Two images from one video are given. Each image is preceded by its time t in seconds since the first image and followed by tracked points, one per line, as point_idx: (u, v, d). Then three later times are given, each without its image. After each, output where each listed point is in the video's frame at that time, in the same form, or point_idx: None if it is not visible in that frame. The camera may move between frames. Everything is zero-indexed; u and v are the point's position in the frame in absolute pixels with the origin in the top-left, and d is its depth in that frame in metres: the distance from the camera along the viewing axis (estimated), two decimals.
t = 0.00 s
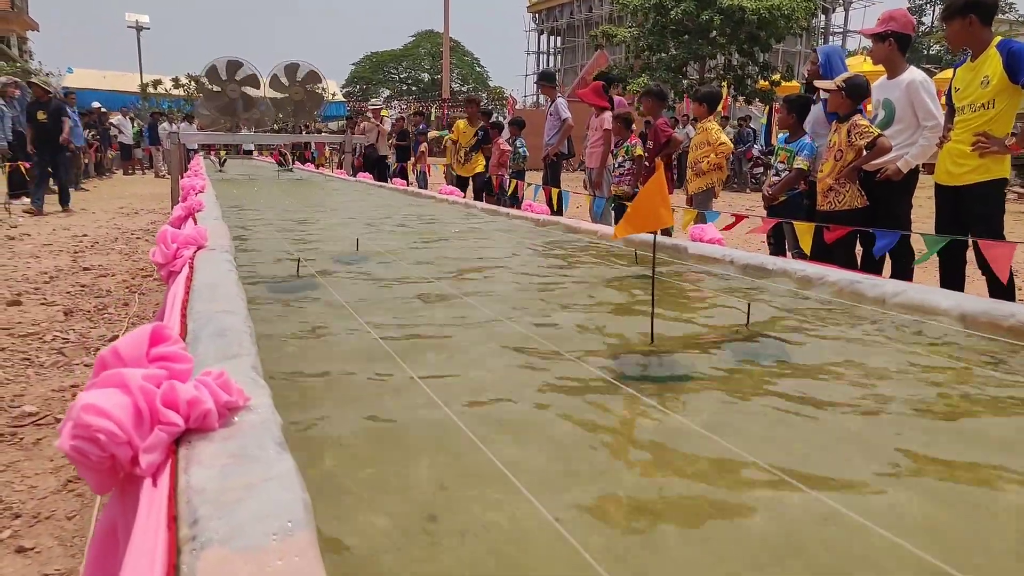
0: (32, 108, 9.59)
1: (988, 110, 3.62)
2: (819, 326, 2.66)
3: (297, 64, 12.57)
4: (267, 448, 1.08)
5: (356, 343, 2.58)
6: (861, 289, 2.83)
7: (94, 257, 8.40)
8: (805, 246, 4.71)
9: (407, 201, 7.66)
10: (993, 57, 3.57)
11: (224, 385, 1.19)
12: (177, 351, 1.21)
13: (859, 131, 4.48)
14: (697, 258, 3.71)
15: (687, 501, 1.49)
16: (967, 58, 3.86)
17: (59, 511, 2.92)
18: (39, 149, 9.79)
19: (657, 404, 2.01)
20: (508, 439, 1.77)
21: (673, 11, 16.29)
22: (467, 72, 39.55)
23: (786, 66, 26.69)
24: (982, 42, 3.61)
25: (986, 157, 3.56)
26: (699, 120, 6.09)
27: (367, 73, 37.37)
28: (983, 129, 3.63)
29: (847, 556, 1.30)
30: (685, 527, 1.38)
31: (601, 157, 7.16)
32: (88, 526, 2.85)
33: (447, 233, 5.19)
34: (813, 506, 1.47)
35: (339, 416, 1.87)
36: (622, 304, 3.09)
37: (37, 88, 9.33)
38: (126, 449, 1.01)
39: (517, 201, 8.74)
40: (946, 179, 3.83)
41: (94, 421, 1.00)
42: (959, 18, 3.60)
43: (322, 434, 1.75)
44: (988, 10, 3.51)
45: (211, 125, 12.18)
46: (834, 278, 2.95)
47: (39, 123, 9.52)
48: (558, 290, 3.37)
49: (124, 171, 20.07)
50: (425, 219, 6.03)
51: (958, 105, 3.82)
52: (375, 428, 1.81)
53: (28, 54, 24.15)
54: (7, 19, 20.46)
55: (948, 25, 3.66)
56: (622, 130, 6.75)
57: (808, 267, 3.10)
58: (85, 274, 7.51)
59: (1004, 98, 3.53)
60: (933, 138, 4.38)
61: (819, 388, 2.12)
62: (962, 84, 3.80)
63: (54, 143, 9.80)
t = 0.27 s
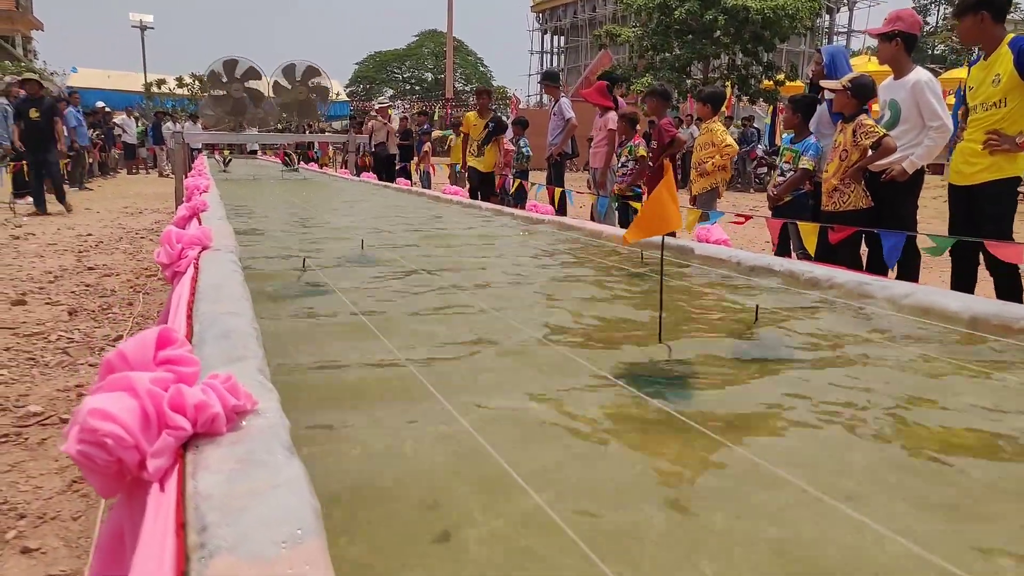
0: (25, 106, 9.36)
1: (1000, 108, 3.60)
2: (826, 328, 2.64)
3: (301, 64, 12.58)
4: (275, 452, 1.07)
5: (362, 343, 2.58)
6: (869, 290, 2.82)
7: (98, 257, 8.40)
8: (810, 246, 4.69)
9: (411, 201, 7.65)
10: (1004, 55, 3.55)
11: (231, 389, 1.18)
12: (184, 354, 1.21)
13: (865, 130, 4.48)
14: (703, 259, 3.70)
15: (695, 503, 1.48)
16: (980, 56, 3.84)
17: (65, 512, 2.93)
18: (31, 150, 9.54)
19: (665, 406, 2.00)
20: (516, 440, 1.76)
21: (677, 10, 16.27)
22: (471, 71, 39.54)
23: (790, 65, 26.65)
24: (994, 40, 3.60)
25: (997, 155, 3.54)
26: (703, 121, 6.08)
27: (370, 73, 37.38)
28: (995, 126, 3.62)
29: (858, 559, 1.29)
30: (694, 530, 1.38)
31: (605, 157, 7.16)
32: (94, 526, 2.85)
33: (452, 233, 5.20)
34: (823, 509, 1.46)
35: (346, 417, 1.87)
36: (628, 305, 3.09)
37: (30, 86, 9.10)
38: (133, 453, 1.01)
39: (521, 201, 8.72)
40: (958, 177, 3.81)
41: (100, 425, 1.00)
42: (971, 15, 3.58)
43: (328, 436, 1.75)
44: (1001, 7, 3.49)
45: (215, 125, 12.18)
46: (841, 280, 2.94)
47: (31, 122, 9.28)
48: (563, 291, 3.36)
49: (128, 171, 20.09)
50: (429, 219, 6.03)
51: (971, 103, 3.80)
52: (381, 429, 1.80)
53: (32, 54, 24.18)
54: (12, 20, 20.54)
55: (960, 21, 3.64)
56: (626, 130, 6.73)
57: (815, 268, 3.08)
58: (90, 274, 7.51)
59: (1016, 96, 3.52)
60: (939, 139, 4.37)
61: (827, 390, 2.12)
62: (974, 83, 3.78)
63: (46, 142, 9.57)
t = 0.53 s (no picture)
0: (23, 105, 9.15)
1: (1017, 107, 3.58)
2: (841, 332, 2.64)
3: (306, 63, 12.58)
4: (299, 460, 1.07)
5: (375, 346, 2.58)
6: (883, 293, 2.81)
7: (104, 257, 8.40)
8: (819, 247, 4.68)
9: (417, 202, 7.66)
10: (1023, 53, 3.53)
11: (253, 395, 1.18)
12: (204, 361, 1.21)
13: (873, 131, 4.47)
14: (713, 260, 3.69)
15: (719, 511, 1.48)
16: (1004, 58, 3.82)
17: (76, 514, 2.94)
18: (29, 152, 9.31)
19: (682, 411, 2.00)
20: (535, 446, 1.76)
21: (682, 10, 16.24)
22: (474, 71, 39.54)
23: (794, 65, 26.63)
24: (1014, 38, 3.58)
25: (1011, 153, 3.51)
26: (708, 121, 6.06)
27: (373, 73, 37.38)
28: (1011, 125, 3.59)
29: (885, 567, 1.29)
30: (719, 538, 1.38)
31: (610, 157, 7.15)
32: (106, 527, 2.86)
33: (459, 234, 5.20)
34: (846, 517, 1.46)
35: (364, 421, 1.87)
36: (639, 307, 3.08)
37: (31, 86, 8.90)
38: (158, 461, 1.00)
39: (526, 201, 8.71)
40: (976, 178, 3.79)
41: (125, 432, 1.00)
42: (991, 11, 3.59)
43: (348, 441, 1.75)
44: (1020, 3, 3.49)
45: (221, 124, 12.18)
46: (854, 282, 2.94)
47: (30, 123, 9.07)
48: (574, 293, 3.36)
49: (132, 170, 20.10)
50: (436, 220, 6.03)
51: (991, 104, 3.79)
52: (399, 433, 1.80)
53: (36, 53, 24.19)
54: (16, 19, 20.58)
55: (981, 18, 3.65)
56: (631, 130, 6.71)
57: (828, 271, 3.08)
58: (96, 274, 7.51)
59: None
60: (948, 140, 4.36)
61: (844, 395, 2.12)
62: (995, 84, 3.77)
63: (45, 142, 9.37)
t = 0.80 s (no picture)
0: (30, 105, 9.11)
1: None
2: (853, 333, 2.65)
3: (311, 63, 12.59)
4: (320, 458, 1.08)
5: (388, 346, 2.59)
6: (894, 294, 2.81)
7: (111, 257, 8.43)
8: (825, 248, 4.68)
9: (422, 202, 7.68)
10: None
11: (274, 395, 1.19)
12: (225, 359, 1.22)
13: (880, 132, 4.46)
14: (722, 261, 3.70)
15: (740, 515, 1.49)
16: None
17: (88, 513, 2.96)
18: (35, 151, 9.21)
19: (698, 413, 2.00)
20: (555, 450, 1.77)
21: (687, 10, 16.23)
22: (478, 71, 39.55)
23: (799, 65, 26.59)
24: None
25: None
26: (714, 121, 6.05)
27: (378, 73, 37.41)
28: None
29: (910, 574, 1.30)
30: (745, 543, 1.39)
31: (616, 157, 7.15)
32: (117, 526, 2.88)
33: (466, 234, 5.21)
34: (869, 522, 1.47)
35: (383, 423, 1.88)
36: (650, 308, 3.09)
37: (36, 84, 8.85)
38: (181, 458, 1.01)
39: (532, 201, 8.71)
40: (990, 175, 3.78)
41: (150, 430, 1.01)
42: (1012, 7, 3.52)
43: (369, 443, 1.76)
44: None
45: (226, 124, 12.19)
46: (864, 283, 2.94)
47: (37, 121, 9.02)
48: (584, 294, 3.37)
49: (137, 170, 20.14)
50: (443, 220, 6.04)
51: (1009, 100, 3.75)
52: (419, 437, 1.81)
53: (42, 53, 24.25)
54: (21, 19, 20.61)
55: (1003, 12, 3.57)
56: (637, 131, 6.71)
57: (837, 271, 3.08)
58: (103, 273, 7.54)
59: None
60: (956, 141, 4.36)
61: (859, 397, 2.12)
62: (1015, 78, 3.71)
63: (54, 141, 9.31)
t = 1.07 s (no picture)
0: (32, 106, 9.05)
1: None
2: (859, 331, 2.64)
3: (314, 64, 12.61)
4: (327, 453, 1.08)
5: (393, 344, 2.59)
6: (900, 291, 2.81)
7: (115, 257, 8.44)
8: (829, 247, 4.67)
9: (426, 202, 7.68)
10: None
11: (280, 390, 1.19)
12: (231, 356, 1.22)
13: (884, 130, 4.46)
14: (726, 259, 3.69)
15: (749, 511, 1.48)
16: None
17: (93, 511, 2.96)
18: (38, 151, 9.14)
19: (705, 409, 2.00)
20: (561, 446, 1.77)
21: (690, 10, 16.22)
22: (481, 71, 39.57)
23: (802, 65, 26.55)
24: None
25: None
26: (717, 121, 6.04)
27: (381, 73, 37.46)
28: None
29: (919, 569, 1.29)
30: (754, 539, 1.38)
31: (619, 157, 7.15)
32: (122, 523, 2.88)
33: (469, 234, 5.22)
34: (879, 517, 1.46)
35: (389, 420, 1.88)
36: (655, 306, 3.09)
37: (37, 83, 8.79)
38: (188, 453, 1.01)
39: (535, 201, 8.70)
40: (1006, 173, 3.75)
41: (156, 425, 1.01)
42: None
43: (375, 440, 1.76)
44: None
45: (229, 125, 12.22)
46: (869, 281, 2.94)
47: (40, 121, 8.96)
48: (588, 292, 3.36)
49: (141, 171, 20.17)
50: (447, 219, 6.05)
51: None
52: (425, 434, 1.81)
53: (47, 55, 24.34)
54: (25, 20, 20.68)
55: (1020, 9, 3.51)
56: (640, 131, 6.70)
57: (841, 269, 3.08)
58: (107, 274, 7.55)
59: None
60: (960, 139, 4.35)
61: (867, 393, 2.12)
62: None
63: (58, 141, 9.25)
